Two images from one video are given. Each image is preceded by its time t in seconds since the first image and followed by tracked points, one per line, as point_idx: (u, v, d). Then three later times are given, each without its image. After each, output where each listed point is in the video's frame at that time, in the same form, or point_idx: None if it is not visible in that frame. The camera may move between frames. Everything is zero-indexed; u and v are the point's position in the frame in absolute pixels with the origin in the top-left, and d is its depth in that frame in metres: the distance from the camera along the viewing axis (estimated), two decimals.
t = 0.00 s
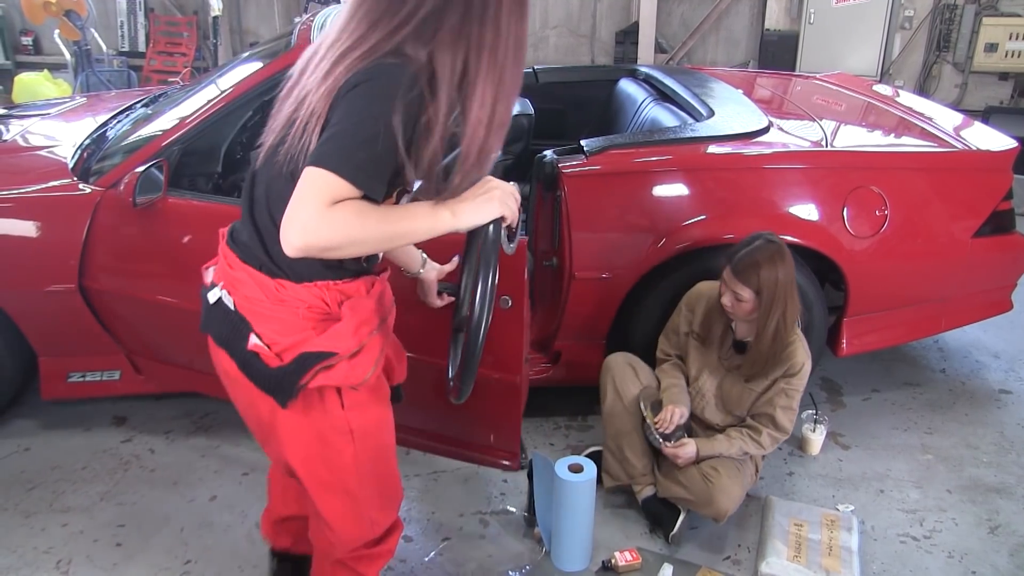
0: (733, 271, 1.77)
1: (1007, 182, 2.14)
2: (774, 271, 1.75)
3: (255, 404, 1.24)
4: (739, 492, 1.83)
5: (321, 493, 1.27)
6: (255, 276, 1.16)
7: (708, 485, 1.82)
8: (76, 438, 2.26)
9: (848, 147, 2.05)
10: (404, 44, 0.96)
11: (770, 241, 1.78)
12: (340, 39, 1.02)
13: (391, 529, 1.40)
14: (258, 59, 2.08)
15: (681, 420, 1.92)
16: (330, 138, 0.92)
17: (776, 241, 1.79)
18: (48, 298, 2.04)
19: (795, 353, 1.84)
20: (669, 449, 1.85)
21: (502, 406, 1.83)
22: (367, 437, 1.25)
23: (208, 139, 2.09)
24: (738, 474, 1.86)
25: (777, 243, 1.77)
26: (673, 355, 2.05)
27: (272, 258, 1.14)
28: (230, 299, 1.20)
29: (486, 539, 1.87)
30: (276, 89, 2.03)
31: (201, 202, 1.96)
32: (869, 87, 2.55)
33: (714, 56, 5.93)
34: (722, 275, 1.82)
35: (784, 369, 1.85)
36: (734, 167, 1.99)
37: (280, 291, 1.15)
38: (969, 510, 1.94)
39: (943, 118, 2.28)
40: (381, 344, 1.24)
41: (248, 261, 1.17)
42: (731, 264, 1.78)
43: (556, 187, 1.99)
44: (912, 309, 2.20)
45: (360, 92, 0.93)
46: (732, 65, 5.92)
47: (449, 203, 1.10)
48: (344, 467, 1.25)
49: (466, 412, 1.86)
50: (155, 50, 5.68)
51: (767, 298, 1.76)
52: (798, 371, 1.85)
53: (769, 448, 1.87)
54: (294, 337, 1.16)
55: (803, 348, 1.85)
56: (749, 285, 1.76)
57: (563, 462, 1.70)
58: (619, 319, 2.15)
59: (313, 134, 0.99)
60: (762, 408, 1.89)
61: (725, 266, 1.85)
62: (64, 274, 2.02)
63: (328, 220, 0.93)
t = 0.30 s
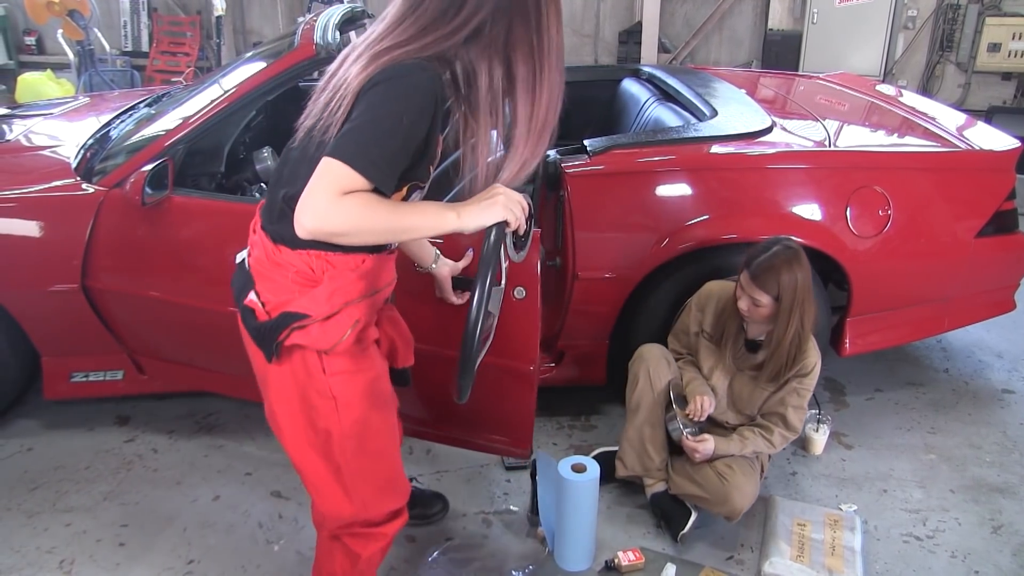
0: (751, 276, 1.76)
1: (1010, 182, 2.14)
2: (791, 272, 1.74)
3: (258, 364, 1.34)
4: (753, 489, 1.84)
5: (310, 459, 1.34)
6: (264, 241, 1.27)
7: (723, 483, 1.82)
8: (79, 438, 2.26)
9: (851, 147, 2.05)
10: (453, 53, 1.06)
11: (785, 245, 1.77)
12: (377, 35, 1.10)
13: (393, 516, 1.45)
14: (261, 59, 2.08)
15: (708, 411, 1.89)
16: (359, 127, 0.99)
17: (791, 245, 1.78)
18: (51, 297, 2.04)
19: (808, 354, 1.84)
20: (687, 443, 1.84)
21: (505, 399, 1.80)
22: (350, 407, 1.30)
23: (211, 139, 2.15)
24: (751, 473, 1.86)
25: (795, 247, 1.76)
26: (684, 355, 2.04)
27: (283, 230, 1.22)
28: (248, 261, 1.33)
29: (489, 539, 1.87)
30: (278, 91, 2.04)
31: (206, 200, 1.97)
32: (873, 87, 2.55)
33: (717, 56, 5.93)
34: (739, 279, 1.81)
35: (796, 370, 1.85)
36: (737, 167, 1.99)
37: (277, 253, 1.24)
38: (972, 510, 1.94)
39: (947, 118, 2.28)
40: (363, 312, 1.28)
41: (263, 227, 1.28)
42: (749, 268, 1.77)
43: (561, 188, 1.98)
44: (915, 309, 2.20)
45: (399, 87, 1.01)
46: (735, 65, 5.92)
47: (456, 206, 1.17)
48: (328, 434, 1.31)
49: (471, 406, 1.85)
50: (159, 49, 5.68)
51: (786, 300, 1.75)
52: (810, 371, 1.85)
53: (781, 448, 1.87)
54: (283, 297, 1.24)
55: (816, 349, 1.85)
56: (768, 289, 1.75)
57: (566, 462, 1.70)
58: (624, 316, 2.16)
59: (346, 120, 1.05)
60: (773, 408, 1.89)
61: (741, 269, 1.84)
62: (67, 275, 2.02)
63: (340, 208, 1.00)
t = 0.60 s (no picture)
0: (758, 278, 1.75)
1: (1011, 182, 2.14)
2: (797, 273, 1.74)
3: (268, 334, 1.38)
4: (756, 489, 1.84)
5: (312, 433, 1.36)
6: (285, 216, 1.32)
7: (727, 483, 1.82)
8: (80, 437, 2.26)
9: (852, 147, 2.06)
10: (465, 53, 1.11)
11: (789, 245, 1.77)
12: (392, 35, 1.15)
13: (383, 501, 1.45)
14: (261, 59, 2.08)
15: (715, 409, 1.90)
16: (373, 116, 1.05)
17: (794, 245, 1.77)
18: (52, 297, 2.04)
19: (811, 354, 1.84)
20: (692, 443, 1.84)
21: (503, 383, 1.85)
22: (357, 380, 1.33)
23: (212, 139, 2.14)
24: (754, 473, 1.86)
25: (799, 248, 1.76)
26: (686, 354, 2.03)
27: (307, 209, 1.28)
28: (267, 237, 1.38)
29: (490, 539, 1.87)
30: (279, 90, 2.04)
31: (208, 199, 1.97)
32: (874, 87, 2.55)
33: (718, 56, 5.93)
34: (745, 282, 1.80)
35: (800, 370, 1.85)
36: (738, 167, 2.00)
37: (296, 228, 1.30)
38: (973, 509, 1.94)
39: (947, 118, 2.28)
40: (374, 287, 1.33)
41: (284, 205, 1.34)
42: (755, 270, 1.76)
43: (562, 188, 1.98)
44: (916, 309, 2.20)
45: (413, 81, 1.06)
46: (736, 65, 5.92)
47: (456, 195, 1.20)
48: (331, 406, 1.34)
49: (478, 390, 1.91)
50: (160, 49, 5.68)
51: (792, 301, 1.75)
52: (813, 371, 1.85)
53: (784, 448, 1.87)
54: (300, 269, 1.29)
55: (818, 349, 1.85)
56: (774, 291, 1.74)
57: (567, 462, 1.70)
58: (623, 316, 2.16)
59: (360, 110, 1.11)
60: (776, 408, 1.89)
61: (746, 271, 1.83)
62: (66, 274, 2.01)
63: (351, 185, 1.06)
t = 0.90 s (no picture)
0: (754, 281, 1.74)
1: (1012, 182, 2.14)
2: (792, 274, 1.73)
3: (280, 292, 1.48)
4: (753, 487, 1.84)
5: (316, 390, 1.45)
6: (303, 183, 1.44)
7: (723, 481, 1.82)
8: (80, 437, 2.26)
9: (852, 147, 2.06)
10: (480, 53, 1.28)
11: (783, 245, 1.76)
12: (412, 34, 1.32)
13: (377, 469, 1.52)
14: (262, 58, 2.08)
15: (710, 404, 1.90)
16: (399, 101, 1.22)
17: (790, 246, 1.77)
18: (52, 297, 2.04)
19: (810, 354, 1.83)
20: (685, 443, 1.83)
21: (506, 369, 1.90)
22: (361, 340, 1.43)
23: (211, 139, 2.12)
24: (752, 471, 1.86)
25: (792, 248, 1.75)
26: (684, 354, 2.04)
27: (328, 178, 1.39)
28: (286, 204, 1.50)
29: (490, 539, 1.87)
30: (279, 91, 2.04)
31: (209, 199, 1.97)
32: (874, 87, 2.55)
33: (719, 56, 5.93)
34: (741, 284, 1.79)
35: (797, 370, 1.84)
36: (739, 167, 2.00)
37: (313, 194, 1.41)
38: (974, 509, 1.94)
39: (948, 118, 2.28)
40: (380, 251, 1.43)
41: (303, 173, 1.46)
42: (751, 273, 1.76)
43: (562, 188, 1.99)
44: (916, 309, 2.20)
45: (433, 72, 1.23)
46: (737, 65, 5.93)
47: (471, 182, 1.37)
48: (332, 363, 1.43)
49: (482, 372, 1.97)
50: (160, 49, 5.68)
51: (789, 301, 1.75)
52: (812, 371, 1.84)
53: (782, 447, 1.87)
54: (314, 231, 1.40)
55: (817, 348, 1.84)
56: (771, 293, 1.74)
57: (567, 462, 1.69)
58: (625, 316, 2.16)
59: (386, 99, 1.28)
60: (775, 408, 1.88)
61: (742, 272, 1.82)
62: (66, 275, 2.01)
63: (377, 161, 1.22)
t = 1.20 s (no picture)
0: (734, 283, 1.74)
1: (1012, 181, 2.14)
2: (774, 272, 1.72)
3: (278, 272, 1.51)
4: (743, 483, 1.84)
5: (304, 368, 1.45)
6: (302, 168, 1.49)
7: (711, 480, 1.82)
8: (80, 437, 2.26)
9: (852, 146, 2.06)
10: (485, 54, 1.28)
11: (761, 242, 1.75)
12: (419, 32, 1.32)
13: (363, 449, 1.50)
14: (262, 58, 2.08)
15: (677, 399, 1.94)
16: (405, 103, 1.23)
17: (766, 242, 1.76)
18: (52, 297, 2.04)
19: (797, 348, 1.83)
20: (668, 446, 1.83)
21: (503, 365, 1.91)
22: (345, 319, 1.42)
23: (211, 138, 2.11)
24: (741, 467, 1.85)
25: (768, 247, 1.74)
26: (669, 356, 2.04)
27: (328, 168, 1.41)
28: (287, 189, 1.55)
29: (490, 538, 1.87)
30: (278, 91, 2.04)
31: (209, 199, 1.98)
32: (874, 86, 2.55)
33: (719, 56, 5.94)
34: (723, 286, 1.78)
35: (784, 366, 1.84)
36: (739, 166, 2.00)
37: (308, 177, 1.45)
38: (974, 509, 1.94)
39: (948, 117, 2.28)
40: (370, 233, 1.44)
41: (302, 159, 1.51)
42: (731, 276, 1.75)
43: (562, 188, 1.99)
44: (916, 309, 2.20)
45: (439, 74, 1.24)
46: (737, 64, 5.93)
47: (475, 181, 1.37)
48: (318, 342, 1.42)
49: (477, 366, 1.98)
50: (160, 49, 5.68)
51: (773, 299, 1.74)
52: (799, 366, 1.84)
53: (773, 443, 1.87)
54: (307, 211, 1.44)
55: (803, 342, 1.84)
56: (753, 292, 1.73)
57: (567, 462, 1.69)
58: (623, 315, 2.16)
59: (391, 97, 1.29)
60: (764, 405, 1.88)
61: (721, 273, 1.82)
62: (66, 274, 2.01)
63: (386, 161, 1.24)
